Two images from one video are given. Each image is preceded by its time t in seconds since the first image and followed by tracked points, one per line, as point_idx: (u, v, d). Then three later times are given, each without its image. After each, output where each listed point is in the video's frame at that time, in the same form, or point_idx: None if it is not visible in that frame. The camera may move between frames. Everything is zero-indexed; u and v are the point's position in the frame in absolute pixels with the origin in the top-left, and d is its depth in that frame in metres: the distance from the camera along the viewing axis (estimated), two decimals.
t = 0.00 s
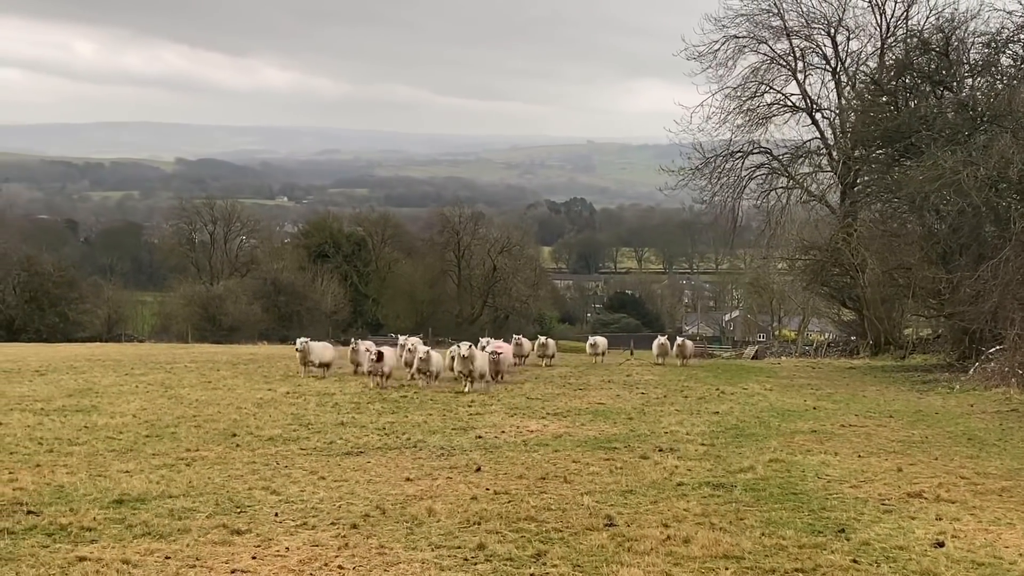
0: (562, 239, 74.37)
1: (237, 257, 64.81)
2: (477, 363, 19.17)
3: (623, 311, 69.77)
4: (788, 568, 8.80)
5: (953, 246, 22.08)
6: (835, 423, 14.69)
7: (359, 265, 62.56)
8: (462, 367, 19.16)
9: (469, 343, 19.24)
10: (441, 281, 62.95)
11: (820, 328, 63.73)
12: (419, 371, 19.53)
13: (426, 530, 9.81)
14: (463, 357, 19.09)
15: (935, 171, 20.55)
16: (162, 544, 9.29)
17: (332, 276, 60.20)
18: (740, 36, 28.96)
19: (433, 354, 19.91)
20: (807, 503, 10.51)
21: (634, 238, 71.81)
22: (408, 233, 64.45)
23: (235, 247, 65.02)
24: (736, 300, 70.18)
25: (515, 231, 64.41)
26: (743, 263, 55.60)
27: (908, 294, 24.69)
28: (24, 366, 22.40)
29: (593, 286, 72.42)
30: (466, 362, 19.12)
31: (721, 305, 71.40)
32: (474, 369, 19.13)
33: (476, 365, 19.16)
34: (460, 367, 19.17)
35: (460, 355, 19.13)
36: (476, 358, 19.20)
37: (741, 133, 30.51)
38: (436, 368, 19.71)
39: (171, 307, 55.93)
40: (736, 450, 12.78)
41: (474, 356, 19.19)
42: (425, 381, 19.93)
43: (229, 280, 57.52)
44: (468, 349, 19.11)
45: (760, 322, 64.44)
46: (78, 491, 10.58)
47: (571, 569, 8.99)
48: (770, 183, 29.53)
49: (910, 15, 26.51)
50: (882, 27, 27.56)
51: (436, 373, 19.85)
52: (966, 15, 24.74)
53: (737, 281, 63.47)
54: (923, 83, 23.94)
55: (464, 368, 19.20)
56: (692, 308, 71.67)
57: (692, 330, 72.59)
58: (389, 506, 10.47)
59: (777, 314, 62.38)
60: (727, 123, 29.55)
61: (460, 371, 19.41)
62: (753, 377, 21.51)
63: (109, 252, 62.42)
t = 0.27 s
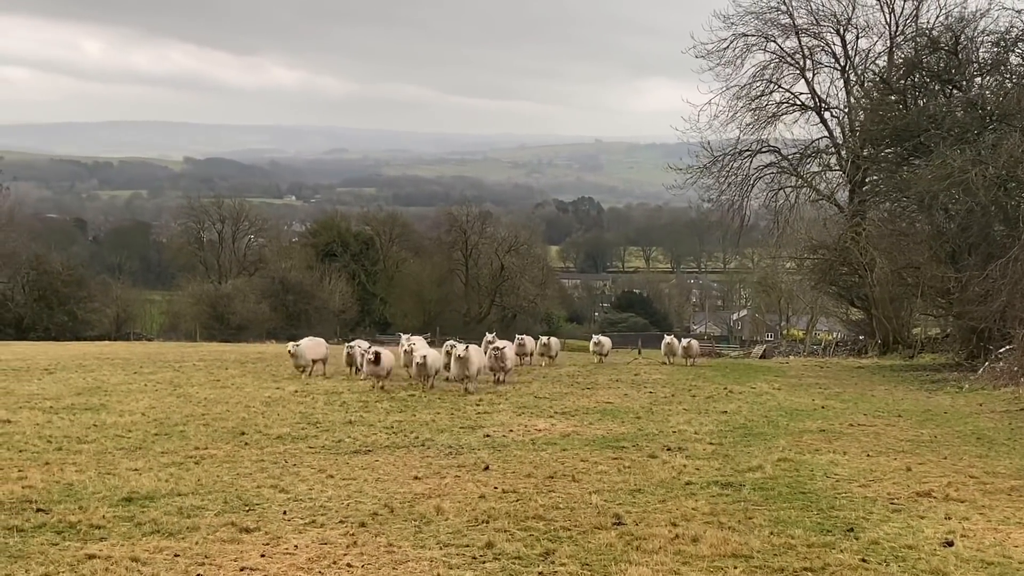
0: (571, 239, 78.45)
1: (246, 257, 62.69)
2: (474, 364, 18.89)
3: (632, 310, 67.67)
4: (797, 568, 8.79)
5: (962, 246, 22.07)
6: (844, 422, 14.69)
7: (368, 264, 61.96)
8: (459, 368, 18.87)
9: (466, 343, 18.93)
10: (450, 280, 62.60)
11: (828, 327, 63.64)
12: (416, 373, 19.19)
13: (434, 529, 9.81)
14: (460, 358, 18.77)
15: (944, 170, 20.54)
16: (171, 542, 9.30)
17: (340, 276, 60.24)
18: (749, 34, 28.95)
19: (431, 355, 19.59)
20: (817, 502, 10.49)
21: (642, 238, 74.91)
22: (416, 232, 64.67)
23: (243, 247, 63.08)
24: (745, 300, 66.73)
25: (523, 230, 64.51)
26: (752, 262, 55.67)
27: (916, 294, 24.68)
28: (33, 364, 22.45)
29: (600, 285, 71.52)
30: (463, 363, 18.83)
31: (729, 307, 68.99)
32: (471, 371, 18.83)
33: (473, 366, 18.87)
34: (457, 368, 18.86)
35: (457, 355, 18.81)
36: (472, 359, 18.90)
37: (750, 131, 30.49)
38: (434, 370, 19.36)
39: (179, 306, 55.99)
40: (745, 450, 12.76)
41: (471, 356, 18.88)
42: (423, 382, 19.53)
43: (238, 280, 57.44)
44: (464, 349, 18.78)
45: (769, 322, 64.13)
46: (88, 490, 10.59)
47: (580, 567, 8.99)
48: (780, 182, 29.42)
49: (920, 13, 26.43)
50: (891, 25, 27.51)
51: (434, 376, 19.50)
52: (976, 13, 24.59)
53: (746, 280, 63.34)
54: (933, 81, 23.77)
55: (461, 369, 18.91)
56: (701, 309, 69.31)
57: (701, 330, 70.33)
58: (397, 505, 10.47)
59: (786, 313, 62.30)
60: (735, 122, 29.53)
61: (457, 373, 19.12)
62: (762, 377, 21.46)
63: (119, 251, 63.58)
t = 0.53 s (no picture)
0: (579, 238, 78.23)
1: (254, 254, 62.26)
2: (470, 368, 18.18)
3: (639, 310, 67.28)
4: (805, 566, 8.79)
5: (970, 244, 22.05)
6: (851, 421, 14.67)
7: (374, 262, 61.90)
8: (455, 373, 18.17)
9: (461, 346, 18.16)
10: (456, 279, 62.22)
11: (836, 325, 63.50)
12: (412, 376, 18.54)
13: (442, 527, 9.82)
14: (456, 362, 18.03)
15: (952, 168, 20.50)
16: (180, 540, 9.32)
17: (346, 274, 59.85)
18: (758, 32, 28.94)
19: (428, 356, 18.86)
20: (824, 501, 10.48)
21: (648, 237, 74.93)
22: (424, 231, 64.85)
23: (251, 245, 62.66)
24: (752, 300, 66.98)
25: (530, 229, 64.48)
26: (760, 260, 55.67)
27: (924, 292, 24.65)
28: (42, 362, 22.50)
29: (608, 285, 70.65)
30: (458, 367, 18.10)
31: (737, 305, 68.25)
32: (466, 375, 18.15)
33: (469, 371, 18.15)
34: (452, 372, 18.17)
35: (451, 358, 18.08)
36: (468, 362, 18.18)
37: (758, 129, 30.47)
38: (430, 372, 18.70)
39: (188, 304, 56.10)
40: (753, 448, 12.75)
41: (467, 360, 18.15)
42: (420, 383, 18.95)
43: (246, 278, 57.51)
44: (459, 352, 18.03)
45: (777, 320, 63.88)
46: (96, 487, 10.61)
47: (587, 566, 9.00)
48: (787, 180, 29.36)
49: (928, 12, 26.34)
50: (900, 23, 27.44)
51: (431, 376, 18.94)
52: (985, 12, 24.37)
53: (754, 278, 63.30)
54: (941, 80, 23.51)
55: (457, 373, 18.21)
56: (710, 307, 68.57)
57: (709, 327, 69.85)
58: (405, 503, 10.48)
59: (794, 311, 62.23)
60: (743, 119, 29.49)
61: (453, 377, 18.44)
62: (769, 376, 21.44)
63: (128, 249, 63.72)
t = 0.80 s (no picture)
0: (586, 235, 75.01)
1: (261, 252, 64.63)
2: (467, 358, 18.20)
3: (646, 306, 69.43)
4: (813, 563, 8.80)
5: (978, 241, 22.02)
6: (859, 418, 14.66)
7: (382, 259, 62.87)
8: (452, 362, 18.14)
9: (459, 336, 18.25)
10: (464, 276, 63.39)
11: (843, 322, 63.44)
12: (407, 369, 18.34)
13: (449, 524, 9.83)
14: (453, 351, 18.07)
15: (961, 165, 20.48)
16: (188, 536, 9.33)
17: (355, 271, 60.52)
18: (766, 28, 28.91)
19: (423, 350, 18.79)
20: (832, 497, 10.48)
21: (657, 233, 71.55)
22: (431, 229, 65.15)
23: (259, 242, 64.86)
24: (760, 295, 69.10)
25: (539, 226, 64.33)
26: (769, 257, 55.59)
27: (931, 291, 24.32)
28: (50, 359, 22.54)
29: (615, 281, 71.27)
30: (455, 357, 18.13)
31: (744, 301, 70.56)
32: (464, 365, 18.20)
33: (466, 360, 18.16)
34: (449, 362, 18.13)
35: (450, 348, 18.11)
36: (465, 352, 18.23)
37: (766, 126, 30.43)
38: (426, 367, 18.43)
39: (195, 301, 56.20)
40: (760, 445, 12.74)
41: (464, 351, 18.21)
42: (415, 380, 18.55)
43: (253, 275, 57.56)
44: (457, 343, 18.09)
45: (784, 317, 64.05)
46: (105, 484, 10.64)
47: (595, 562, 9.01)
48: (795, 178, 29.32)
49: (937, 9, 26.33)
50: (908, 20, 27.42)
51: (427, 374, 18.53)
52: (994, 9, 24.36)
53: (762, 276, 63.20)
54: (949, 77, 23.54)
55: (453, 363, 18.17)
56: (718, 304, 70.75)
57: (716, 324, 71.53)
58: (413, 500, 10.49)
59: (802, 308, 62.13)
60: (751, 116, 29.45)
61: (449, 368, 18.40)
62: (775, 372, 21.45)
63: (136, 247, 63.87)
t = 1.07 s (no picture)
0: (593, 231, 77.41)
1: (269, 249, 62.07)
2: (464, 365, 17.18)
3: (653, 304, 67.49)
4: (822, 559, 8.80)
5: (986, 237, 21.94)
6: (867, 414, 14.65)
7: (390, 257, 62.17)
8: (447, 370, 17.21)
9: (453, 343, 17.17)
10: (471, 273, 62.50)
11: (851, 319, 63.32)
12: (400, 374, 17.64)
13: (457, 520, 9.84)
14: (448, 360, 17.08)
15: (969, 161, 20.41)
16: (197, 532, 9.35)
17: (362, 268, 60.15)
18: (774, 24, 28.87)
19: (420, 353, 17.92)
20: (840, 494, 10.47)
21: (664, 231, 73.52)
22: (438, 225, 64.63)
23: (266, 240, 62.45)
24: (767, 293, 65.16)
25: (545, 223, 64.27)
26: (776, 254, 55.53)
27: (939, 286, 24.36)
28: (58, 356, 22.59)
29: (622, 279, 70.55)
30: (451, 365, 17.13)
31: (752, 299, 67.43)
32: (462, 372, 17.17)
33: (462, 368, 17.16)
34: (443, 370, 17.21)
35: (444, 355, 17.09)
36: (462, 359, 17.19)
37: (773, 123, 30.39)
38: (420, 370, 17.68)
39: (203, 298, 56.27)
40: (768, 442, 12.74)
41: (460, 357, 17.15)
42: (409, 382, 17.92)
43: (260, 272, 57.58)
44: (452, 350, 17.04)
45: (793, 314, 63.78)
46: (114, 480, 10.67)
47: (603, 559, 9.02)
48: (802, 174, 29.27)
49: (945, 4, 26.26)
50: (916, 16, 27.34)
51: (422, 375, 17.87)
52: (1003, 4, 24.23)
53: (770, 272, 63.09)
54: (957, 73, 23.42)
55: (449, 371, 17.25)
56: (725, 301, 68.17)
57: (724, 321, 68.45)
58: (420, 496, 10.51)
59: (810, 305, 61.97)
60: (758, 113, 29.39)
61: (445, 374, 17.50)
62: (782, 369, 21.39)
63: (143, 244, 64.01)
